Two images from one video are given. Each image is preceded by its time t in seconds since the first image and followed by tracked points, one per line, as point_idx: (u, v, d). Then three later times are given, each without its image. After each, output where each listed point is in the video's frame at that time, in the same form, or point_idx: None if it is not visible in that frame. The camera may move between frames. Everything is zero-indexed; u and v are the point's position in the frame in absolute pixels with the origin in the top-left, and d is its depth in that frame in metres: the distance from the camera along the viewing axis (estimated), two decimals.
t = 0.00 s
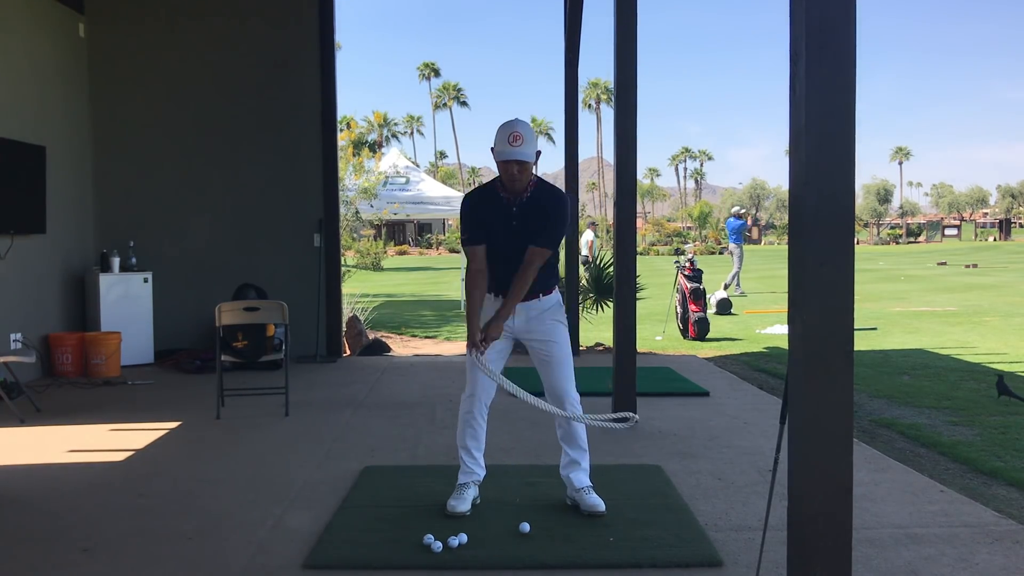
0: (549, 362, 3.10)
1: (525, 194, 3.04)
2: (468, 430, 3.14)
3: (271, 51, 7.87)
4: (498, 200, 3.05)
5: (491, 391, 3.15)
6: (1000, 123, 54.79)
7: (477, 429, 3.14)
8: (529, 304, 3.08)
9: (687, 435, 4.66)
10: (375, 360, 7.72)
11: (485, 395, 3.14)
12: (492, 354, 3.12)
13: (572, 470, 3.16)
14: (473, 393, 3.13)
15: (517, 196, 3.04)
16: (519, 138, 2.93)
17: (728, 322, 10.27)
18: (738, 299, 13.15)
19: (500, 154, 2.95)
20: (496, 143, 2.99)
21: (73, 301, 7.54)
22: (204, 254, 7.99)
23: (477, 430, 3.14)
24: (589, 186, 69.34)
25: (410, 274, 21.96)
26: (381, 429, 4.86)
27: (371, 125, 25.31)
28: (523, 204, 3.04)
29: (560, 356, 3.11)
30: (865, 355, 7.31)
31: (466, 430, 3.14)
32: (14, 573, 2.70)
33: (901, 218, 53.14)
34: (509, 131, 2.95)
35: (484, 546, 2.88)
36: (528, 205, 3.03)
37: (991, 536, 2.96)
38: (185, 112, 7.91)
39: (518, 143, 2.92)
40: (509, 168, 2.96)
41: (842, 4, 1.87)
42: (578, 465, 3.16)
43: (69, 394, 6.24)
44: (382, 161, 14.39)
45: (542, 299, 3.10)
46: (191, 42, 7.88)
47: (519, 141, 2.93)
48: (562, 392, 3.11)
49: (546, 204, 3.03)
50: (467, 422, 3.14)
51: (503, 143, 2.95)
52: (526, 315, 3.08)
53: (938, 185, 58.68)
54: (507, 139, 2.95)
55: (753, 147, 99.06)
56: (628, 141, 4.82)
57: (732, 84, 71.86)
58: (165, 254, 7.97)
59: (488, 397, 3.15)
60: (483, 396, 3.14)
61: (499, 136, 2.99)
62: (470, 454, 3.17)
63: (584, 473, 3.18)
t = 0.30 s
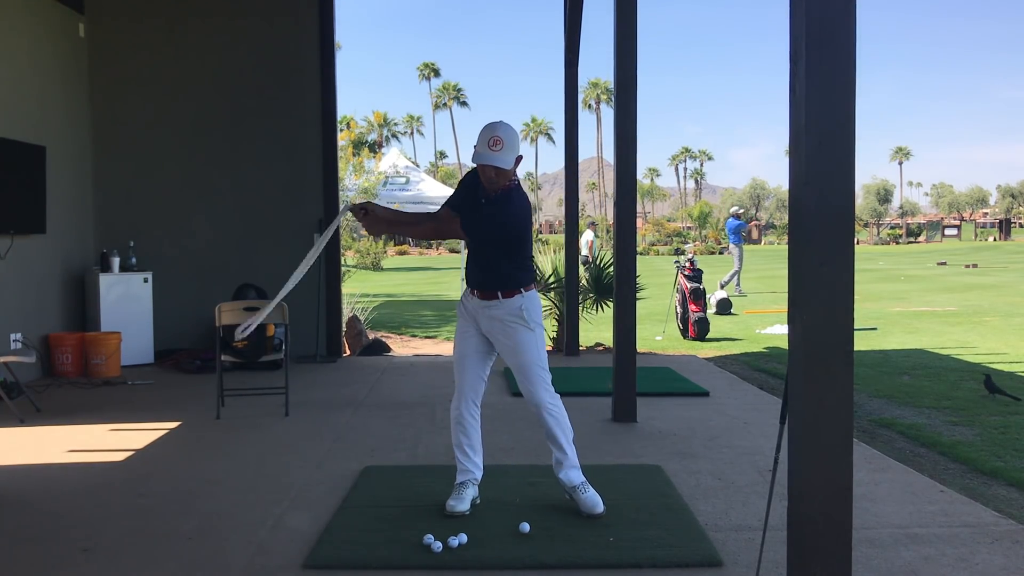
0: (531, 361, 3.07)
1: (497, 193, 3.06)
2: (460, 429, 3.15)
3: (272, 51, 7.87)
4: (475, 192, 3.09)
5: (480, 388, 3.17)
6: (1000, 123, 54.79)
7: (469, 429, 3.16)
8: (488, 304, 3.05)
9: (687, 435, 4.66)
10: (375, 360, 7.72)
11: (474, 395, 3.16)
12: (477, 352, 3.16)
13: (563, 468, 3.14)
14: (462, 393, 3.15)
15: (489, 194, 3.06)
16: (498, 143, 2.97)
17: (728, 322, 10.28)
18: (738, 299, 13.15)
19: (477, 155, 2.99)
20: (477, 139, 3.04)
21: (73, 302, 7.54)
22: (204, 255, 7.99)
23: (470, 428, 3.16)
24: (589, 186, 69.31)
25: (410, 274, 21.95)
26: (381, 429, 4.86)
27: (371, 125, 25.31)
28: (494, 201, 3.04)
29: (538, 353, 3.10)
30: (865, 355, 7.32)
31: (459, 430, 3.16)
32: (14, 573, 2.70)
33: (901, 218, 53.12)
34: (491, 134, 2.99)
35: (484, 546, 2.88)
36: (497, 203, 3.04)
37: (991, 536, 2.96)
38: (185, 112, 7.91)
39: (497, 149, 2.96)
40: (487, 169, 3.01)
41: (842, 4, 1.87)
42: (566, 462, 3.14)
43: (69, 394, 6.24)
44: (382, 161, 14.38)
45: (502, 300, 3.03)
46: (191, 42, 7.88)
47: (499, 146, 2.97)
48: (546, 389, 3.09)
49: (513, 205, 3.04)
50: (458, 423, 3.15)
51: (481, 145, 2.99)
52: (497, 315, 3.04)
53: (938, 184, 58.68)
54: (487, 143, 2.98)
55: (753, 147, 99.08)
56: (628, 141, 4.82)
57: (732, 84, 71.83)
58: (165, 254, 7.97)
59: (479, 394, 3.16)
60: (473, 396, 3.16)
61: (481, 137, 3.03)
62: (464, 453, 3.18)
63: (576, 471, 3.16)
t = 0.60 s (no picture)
0: (526, 358, 3.05)
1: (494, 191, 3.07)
2: (460, 427, 3.17)
3: (272, 51, 7.87)
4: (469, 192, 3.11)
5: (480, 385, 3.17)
6: (999, 123, 54.78)
7: (469, 428, 3.17)
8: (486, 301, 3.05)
9: (686, 435, 4.66)
10: (375, 360, 7.72)
11: (474, 394, 3.17)
12: (476, 351, 3.16)
13: (560, 466, 3.10)
14: (462, 393, 3.17)
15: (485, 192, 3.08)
16: (497, 145, 2.99)
17: (728, 322, 10.28)
18: (738, 299, 13.15)
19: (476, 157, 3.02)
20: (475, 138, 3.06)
21: (73, 302, 7.54)
22: (204, 254, 7.99)
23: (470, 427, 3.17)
24: (589, 186, 69.49)
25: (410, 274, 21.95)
26: (381, 429, 4.86)
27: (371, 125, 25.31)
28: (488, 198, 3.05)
29: (534, 350, 3.08)
30: (865, 355, 7.32)
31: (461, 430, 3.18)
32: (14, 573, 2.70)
33: (901, 218, 53.10)
34: (490, 136, 3.01)
35: (484, 546, 2.88)
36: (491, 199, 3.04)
37: (991, 536, 2.96)
38: (185, 112, 7.91)
39: (496, 151, 2.99)
40: (485, 170, 3.03)
41: (843, 5, 1.87)
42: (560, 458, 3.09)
43: (69, 394, 6.24)
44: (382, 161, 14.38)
45: (498, 297, 3.03)
46: (191, 43, 7.88)
47: (498, 147, 3.00)
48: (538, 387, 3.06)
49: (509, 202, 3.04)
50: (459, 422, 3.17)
51: (479, 146, 3.01)
52: (495, 312, 3.04)
53: (939, 184, 58.69)
54: (485, 145, 3.00)
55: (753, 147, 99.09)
56: (628, 141, 4.82)
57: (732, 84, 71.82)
58: (165, 254, 7.97)
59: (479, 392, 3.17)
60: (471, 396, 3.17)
61: (478, 138, 3.04)
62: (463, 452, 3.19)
63: (574, 467, 3.12)
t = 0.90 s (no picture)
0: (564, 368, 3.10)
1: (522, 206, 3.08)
2: (474, 430, 3.14)
3: (271, 52, 7.87)
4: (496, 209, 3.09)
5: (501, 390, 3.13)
6: (1000, 122, 54.74)
7: (482, 431, 3.14)
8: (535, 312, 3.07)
9: (686, 435, 4.66)
10: (376, 360, 7.72)
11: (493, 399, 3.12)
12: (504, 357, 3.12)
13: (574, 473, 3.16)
14: (481, 396, 3.11)
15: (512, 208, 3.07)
16: (518, 160, 3.00)
17: (728, 322, 10.28)
18: (738, 299, 13.14)
19: (501, 178, 3.02)
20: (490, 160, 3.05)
21: (73, 302, 7.54)
22: (204, 255, 7.99)
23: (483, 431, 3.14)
24: (589, 186, 69.43)
25: (409, 274, 21.94)
26: (381, 429, 4.86)
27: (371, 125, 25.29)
28: (519, 214, 3.05)
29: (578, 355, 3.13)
30: (864, 355, 7.31)
31: (473, 432, 3.15)
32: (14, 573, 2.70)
33: (901, 218, 53.09)
34: (509, 152, 3.01)
35: (484, 546, 2.88)
36: (524, 215, 3.05)
37: (991, 535, 2.96)
38: (185, 112, 7.91)
39: (519, 165, 3.00)
40: (513, 189, 3.04)
41: (843, 4, 1.87)
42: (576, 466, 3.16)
43: (69, 394, 6.24)
44: (382, 162, 14.38)
45: (552, 306, 3.08)
46: (191, 43, 7.88)
47: (519, 162, 3.01)
48: (575, 398, 3.09)
49: (539, 214, 3.05)
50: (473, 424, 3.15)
51: (501, 166, 3.01)
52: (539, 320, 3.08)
53: (939, 185, 58.68)
54: (506, 162, 3.01)
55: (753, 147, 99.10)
56: (627, 141, 4.82)
57: (732, 84, 71.78)
58: (165, 254, 7.97)
59: (497, 397, 3.12)
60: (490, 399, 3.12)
61: (493, 159, 3.03)
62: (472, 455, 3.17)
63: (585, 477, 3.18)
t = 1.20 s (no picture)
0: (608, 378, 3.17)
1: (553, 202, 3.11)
2: (526, 436, 3.06)
3: (271, 51, 7.87)
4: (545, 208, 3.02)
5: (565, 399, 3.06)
6: (1000, 122, 54.70)
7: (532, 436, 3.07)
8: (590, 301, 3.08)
9: (687, 435, 4.66)
10: (376, 360, 7.72)
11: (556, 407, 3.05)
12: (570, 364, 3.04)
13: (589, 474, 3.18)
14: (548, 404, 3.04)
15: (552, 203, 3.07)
16: (552, 154, 2.97)
17: (728, 322, 10.28)
18: (738, 299, 13.14)
19: (541, 175, 2.96)
20: (521, 163, 2.99)
21: (73, 302, 7.54)
22: (204, 254, 7.99)
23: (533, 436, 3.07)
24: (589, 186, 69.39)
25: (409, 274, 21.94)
26: (381, 429, 4.86)
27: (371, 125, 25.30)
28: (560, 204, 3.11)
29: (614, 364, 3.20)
30: (865, 355, 7.31)
31: (519, 436, 3.06)
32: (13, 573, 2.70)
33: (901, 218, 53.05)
34: (542, 149, 2.98)
35: (484, 546, 2.88)
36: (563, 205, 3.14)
37: (991, 536, 2.96)
38: (185, 112, 7.91)
39: (553, 159, 2.97)
40: (553, 184, 3.01)
41: (843, 4, 1.87)
42: (590, 470, 3.18)
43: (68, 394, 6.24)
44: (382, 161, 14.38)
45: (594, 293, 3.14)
46: (191, 43, 7.88)
47: (552, 157, 2.98)
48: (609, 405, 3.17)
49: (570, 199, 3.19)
50: (518, 425, 3.06)
51: (538, 164, 2.95)
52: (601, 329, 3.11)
53: (939, 185, 58.65)
54: (543, 158, 2.96)
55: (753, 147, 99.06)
56: (627, 140, 4.83)
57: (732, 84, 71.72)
58: (165, 254, 7.97)
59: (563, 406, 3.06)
60: (552, 407, 3.04)
61: (526, 160, 2.98)
62: (498, 452, 3.08)
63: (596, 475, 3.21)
